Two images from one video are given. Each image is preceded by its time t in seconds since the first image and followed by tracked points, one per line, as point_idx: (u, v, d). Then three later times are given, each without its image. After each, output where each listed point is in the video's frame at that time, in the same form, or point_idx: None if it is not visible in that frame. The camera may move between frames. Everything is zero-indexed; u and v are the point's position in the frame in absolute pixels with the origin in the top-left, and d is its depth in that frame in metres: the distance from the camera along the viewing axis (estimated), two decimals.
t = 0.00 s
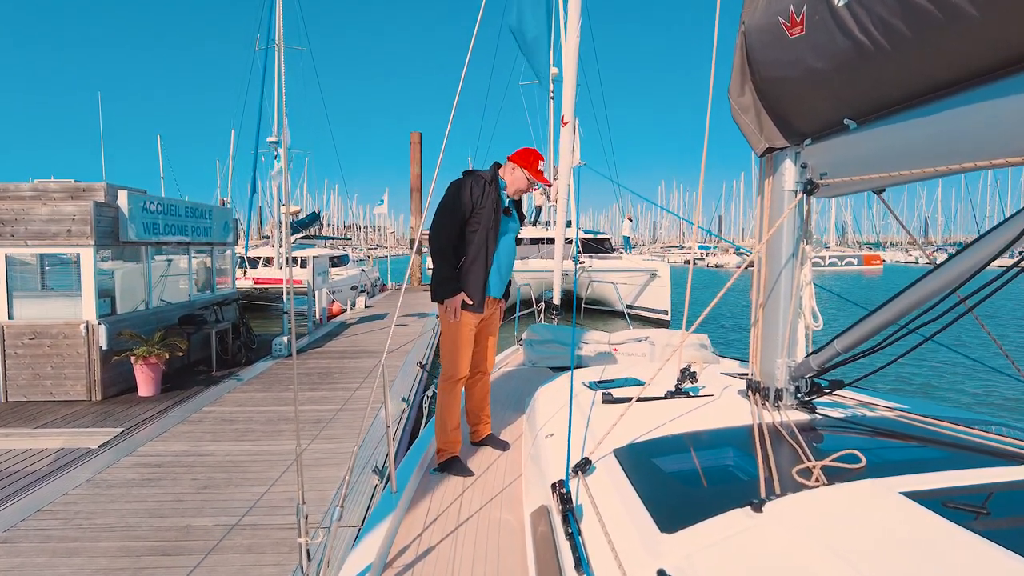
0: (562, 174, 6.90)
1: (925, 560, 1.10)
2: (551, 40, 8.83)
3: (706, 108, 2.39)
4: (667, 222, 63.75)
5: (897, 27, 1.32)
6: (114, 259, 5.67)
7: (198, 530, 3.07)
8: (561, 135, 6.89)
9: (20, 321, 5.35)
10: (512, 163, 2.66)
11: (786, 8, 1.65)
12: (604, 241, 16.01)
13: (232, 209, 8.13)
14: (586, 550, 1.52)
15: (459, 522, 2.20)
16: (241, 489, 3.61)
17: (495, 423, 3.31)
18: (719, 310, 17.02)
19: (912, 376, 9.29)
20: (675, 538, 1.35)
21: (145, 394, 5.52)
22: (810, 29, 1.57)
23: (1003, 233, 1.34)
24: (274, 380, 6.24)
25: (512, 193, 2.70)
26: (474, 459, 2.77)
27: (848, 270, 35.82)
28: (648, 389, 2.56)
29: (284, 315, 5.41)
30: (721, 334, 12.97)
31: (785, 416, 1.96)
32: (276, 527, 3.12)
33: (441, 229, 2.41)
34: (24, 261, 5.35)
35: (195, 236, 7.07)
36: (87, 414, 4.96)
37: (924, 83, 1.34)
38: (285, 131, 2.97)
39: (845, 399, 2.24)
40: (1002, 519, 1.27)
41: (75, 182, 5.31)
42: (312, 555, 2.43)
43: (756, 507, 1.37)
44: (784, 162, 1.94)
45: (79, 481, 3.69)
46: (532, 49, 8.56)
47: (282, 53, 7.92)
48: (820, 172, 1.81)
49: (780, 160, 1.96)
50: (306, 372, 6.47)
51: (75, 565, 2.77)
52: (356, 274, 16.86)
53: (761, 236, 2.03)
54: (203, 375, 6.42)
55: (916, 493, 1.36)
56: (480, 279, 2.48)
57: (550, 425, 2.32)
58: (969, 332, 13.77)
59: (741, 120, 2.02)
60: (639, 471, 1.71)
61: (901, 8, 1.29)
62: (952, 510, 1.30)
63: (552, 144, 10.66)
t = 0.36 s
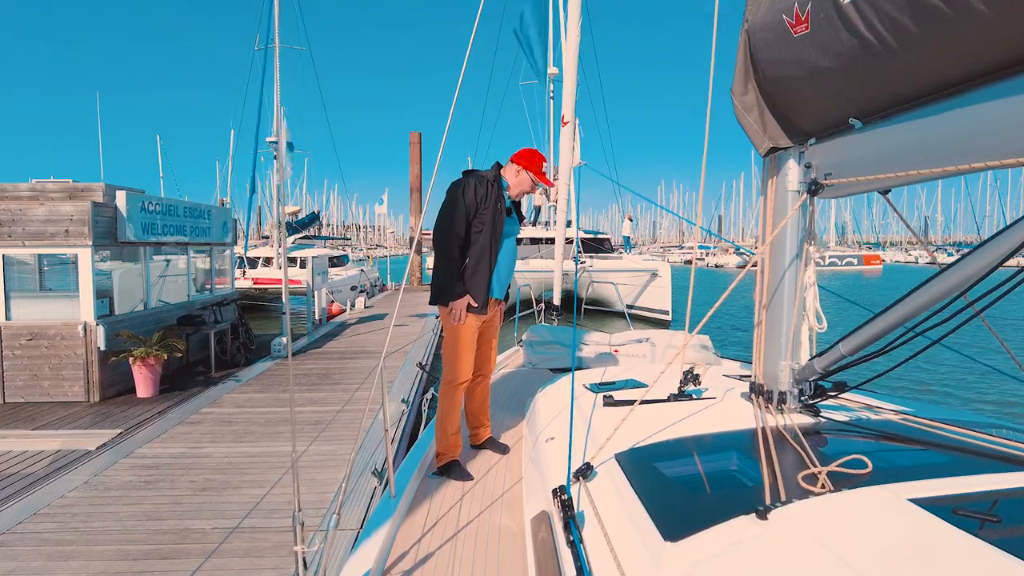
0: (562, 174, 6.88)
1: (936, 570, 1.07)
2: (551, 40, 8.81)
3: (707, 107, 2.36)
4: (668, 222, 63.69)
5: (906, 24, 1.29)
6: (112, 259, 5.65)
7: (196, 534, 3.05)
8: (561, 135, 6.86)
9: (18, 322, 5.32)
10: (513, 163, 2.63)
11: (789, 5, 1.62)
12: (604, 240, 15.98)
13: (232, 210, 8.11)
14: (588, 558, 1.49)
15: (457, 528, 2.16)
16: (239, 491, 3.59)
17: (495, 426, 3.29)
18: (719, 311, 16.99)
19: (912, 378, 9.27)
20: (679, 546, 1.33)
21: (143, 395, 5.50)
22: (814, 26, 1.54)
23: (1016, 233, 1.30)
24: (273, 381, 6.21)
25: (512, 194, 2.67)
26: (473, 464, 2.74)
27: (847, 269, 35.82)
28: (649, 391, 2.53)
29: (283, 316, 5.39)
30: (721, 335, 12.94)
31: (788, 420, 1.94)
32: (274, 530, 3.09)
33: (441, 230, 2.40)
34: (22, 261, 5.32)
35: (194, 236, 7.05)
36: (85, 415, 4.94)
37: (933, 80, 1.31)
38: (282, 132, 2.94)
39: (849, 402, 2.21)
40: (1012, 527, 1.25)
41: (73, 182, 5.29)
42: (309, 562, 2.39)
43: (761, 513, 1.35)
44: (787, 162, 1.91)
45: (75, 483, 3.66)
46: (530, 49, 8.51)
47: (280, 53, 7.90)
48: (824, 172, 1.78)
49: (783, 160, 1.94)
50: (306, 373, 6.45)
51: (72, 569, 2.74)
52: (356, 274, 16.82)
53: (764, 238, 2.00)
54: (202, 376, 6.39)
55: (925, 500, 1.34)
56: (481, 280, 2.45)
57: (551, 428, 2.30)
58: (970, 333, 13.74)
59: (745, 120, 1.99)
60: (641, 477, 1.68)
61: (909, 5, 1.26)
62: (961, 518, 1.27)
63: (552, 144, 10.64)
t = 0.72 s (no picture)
0: (563, 173, 6.87)
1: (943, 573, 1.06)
2: (551, 39, 8.79)
3: (710, 106, 2.35)
4: (668, 221, 63.66)
5: (910, 22, 1.29)
6: (112, 259, 5.64)
7: (196, 535, 3.04)
8: (562, 135, 6.85)
9: (17, 322, 5.31)
10: (513, 161, 2.62)
11: (793, 3, 1.62)
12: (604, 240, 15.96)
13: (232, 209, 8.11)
14: (590, 560, 1.48)
15: (459, 529, 2.15)
16: (239, 491, 3.58)
17: (497, 427, 3.27)
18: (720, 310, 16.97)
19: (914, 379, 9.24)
20: (683, 548, 1.31)
21: (143, 395, 5.49)
22: (818, 25, 1.54)
23: None
24: (273, 381, 6.20)
25: (513, 193, 2.66)
26: (475, 465, 2.72)
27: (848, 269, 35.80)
28: (651, 392, 2.52)
29: (283, 316, 5.37)
30: (722, 335, 12.93)
31: (792, 420, 1.92)
32: (275, 531, 3.08)
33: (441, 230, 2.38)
34: (22, 261, 5.31)
35: (194, 236, 7.04)
36: (85, 416, 4.93)
37: (937, 78, 1.30)
38: (283, 131, 2.93)
39: (852, 403, 2.20)
40: (1019, 529, 1.24)
41: (72, 182, 5.28)
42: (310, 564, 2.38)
43: (766, 516, 1.33)
44: (791, 160, 1.90)
45: (75, 484, 3.65)
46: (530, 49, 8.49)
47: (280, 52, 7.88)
48: (827, 172, 1.77)
49: (786, 159, 1.93)
50: (306, 373, 6.44)
51: (71, 570, 2.74)
52: (356, 274, 16.81)
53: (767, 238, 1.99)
54: (202, 376, 6.39)
55: (930, 501, 1.33)
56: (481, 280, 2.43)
57: (552, 429, 2.29)
58: (971, 333, 13.71)
59: (748, 119, 1.98)
60: (644, 478, 1.67)
61: (914, 2, 1.26)
62: (967, 520, 1.27)
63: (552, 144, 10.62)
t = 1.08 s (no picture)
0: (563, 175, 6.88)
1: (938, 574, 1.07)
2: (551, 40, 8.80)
3: (709, 109, 2.36)
4: (668, 222, 63.64)
5: (908, 25, 1.29)
6: (112, 260, 5.65)
7: (196, 536, 3.04)
8: (562, 136, 6.86)
9: (17, 323, 5.31)
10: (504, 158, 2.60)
11: (791, 6, 1.62)
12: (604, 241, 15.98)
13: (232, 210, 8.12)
14: (589, 562, 1.48)
15: (458, 531, 2.16)
16: (239, 493, 3.58)
17: (497, 428, 3.28)
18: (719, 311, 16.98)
19: (913, 381, 9.24)
20: (680, 549, 1.32)
21: (143, 396, 5.49)
22: (816, 28, 1.54)
23: None
24: (273, 383, 6.20)
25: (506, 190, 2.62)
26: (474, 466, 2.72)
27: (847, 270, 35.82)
28: (650, 393, 2.53)
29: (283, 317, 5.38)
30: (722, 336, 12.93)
31: (790, 422, 1.93)
32: (274, 532, 3.08)
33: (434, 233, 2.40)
34: (22, 261, 5.31)
35: (194, 237, 7.04)
36: (85, 417, 4.93)
37: (933, 82, 1.30)
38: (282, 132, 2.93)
39: (849, 404, 2.21)
40: (1015, 531, 1.24)
41: (72, 183, 5.28)
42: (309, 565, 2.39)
43: (763, 517, 1.34)
44: (789, 163, 1.91)
45: (75, 485, 3.66)
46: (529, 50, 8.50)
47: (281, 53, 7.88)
48: (825, 174, 1.77)
49: (784, 161, 1.93)
50: (306, 374, 6.45)
51: (71, 571, 2.74)
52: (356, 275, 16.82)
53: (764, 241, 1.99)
54: (201, 377, 6.39)
55: (926, 503, 1.33)
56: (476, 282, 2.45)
57: (552, 431, 2.29)
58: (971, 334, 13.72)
59: (746, 121, 1.99)
60: (642, 480, 1.67)
61: (912, 6, 1.26)
62: (963, 521, 1.27)
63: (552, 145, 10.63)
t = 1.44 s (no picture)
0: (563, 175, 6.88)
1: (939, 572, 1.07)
2: (550, 40, 8.81)
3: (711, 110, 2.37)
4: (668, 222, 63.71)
5: (908, 26, 1.30)
6: (112, 260, 5.65)
7: (197, 536, 3.04)
8: (562, 136, 6.87)
9: (17, 323, 5.31)
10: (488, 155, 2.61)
11: (793, 7, 1.63)
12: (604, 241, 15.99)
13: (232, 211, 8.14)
14: (591, 560, 1.49)
15: (460, 530, 2.17)
16: (240, 493, 3.59)
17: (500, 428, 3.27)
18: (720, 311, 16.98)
19: (913, 381, 9.24)
20: (682, 548, 1.32)
21: (144, 396, 5.50)
22: (817, 29, 1.55)
23: None
24: (274, 383, 6.20)
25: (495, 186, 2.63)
26: (475, 466, 2.73)
27: (847, 270, 35.84)
28: (651, 393, 2.53)
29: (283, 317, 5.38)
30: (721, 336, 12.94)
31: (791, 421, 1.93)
32: (276, 533, 3.08)
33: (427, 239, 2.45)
34: (22, 262, 5.31)
35: (194, 237, 7.04)
36: (85, 417, 4.94)
37: (935, 82, 1.31)
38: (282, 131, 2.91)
39: (851, 404, 2.22)
40: (1017, 530, 1.25)
41: (72, 183, 5.28)
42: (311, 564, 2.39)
43: (765, 516, 1.34)
44: (789, 163, 1.92)
45: (76, 485, 3.66)
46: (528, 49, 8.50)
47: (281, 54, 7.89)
48: (827, 174, 1.78)
49: (785, 161, 1.94)
50: (306, 374, 6.45)
51: (72, 571, 2.74)
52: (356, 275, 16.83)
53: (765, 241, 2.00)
54: (202, 377, 6.39)
55: (928, 502, 1.34)
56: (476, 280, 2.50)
57: (553, 430, 2.30)
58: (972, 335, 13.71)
59: (747, 122, 1.99)
60: (643, 479, 1.68)
61: (914, 7, 1.27)
62: (965, 520, 1.28)
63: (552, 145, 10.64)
